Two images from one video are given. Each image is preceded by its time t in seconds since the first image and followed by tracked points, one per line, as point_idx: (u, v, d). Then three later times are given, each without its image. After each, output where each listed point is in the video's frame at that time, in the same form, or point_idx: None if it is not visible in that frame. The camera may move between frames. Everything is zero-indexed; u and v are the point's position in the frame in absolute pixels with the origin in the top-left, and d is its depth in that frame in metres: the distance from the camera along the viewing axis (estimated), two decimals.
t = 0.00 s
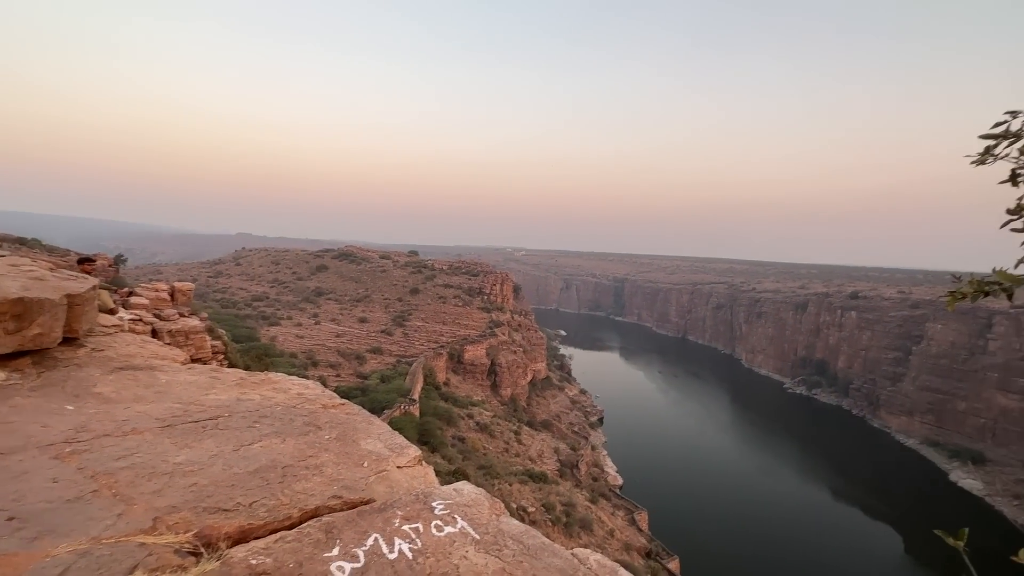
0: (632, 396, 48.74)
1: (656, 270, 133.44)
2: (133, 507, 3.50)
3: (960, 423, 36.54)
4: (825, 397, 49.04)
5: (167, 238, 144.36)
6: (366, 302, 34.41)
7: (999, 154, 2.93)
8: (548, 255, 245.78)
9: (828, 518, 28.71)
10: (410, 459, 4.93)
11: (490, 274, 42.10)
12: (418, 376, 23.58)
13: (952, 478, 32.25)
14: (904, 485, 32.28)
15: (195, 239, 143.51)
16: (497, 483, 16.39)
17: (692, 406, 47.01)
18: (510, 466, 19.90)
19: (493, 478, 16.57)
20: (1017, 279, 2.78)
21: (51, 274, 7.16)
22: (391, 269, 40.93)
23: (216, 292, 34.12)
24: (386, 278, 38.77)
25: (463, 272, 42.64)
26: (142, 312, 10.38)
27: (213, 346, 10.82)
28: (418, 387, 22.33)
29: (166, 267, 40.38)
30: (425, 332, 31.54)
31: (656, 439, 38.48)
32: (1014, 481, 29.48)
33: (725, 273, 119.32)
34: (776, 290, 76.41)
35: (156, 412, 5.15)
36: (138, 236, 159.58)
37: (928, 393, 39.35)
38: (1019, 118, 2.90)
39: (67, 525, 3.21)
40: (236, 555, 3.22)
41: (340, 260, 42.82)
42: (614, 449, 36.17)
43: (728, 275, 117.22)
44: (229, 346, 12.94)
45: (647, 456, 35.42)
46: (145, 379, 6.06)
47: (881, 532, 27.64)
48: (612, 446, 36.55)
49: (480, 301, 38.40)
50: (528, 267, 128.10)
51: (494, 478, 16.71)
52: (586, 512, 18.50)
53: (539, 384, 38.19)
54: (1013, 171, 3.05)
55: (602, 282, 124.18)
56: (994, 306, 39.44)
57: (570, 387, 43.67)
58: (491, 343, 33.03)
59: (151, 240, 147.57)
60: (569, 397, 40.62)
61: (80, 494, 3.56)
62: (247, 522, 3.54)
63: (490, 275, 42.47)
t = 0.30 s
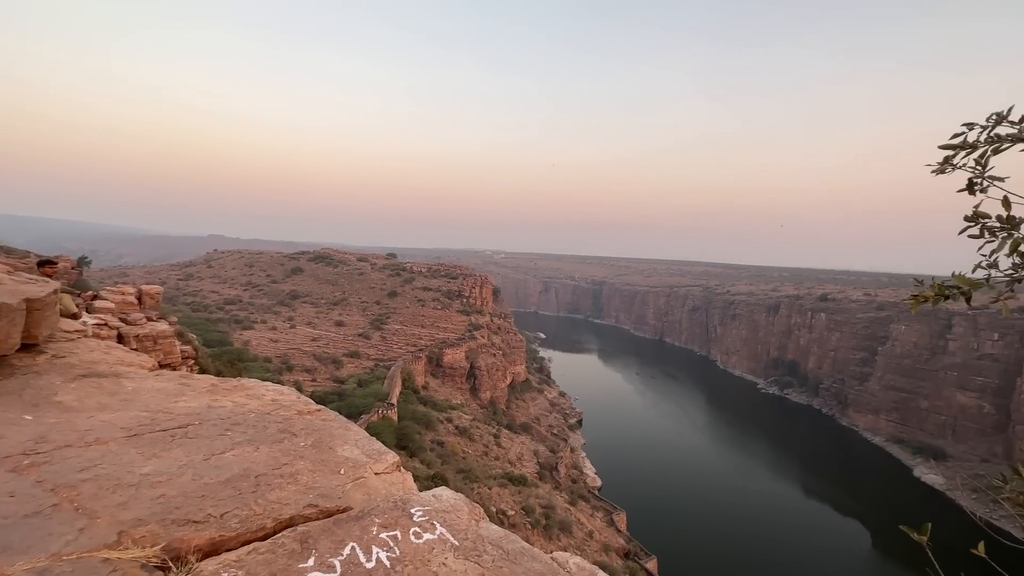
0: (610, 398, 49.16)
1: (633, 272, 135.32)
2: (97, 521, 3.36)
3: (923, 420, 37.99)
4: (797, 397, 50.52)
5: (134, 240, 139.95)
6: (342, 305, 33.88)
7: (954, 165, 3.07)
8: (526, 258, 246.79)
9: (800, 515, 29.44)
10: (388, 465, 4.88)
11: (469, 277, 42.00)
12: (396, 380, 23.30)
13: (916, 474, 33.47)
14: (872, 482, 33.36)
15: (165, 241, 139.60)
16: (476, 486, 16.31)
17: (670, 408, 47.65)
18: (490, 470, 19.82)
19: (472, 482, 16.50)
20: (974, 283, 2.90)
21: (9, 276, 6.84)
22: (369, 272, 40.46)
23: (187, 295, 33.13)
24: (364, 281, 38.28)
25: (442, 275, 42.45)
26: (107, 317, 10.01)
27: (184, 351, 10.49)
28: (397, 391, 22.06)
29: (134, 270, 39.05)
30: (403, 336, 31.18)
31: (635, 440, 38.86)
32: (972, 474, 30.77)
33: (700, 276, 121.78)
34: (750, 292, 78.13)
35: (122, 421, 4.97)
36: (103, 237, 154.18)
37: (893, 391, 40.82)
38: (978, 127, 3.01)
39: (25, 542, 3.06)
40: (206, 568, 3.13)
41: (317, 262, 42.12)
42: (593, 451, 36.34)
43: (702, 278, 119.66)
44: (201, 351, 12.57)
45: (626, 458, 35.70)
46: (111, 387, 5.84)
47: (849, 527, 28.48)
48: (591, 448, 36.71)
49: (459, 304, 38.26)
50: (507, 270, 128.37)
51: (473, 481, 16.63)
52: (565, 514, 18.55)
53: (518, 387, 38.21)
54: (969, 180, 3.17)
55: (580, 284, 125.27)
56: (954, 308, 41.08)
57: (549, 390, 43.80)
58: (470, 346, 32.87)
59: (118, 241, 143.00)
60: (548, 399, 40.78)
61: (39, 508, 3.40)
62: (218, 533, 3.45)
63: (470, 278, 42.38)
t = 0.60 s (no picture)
0: (586, 398, 49.54)
1: (607, 273, 137.13)
2: (46, 537, 3.19)
3: (883, 415, 39.58)
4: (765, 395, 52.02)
5: (94, 240, 134.38)
6: (315, 308, 33.18)
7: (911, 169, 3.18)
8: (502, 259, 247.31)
9: (769, 509, 30.25)
10: (359, 470, 4.78)
11: (445, 279, 41.77)
12: (370, 383, 22.90)
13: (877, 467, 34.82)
14: (836, 476, 34.53)
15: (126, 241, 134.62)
16: (452, 489, 16.18)
17: (644, 407, 48.30)
18: (466, 472, 19.69)
19: (448, 485, 16.37)
20: (929, 284, 3.03)
21: None
22: (343, 273, 39.81)
23: (150, 298, 31.89)
24: (338, 282, 37.63)
25: (417, 277, 42.06)
26: (63, 320, 9.53)
27: (146, 355, 10.07)
28: (371, 394, 21.69)
29: (92, 271, 37.36)
30: (377, 338, 30.65)
31: (610, 440, 39.21)
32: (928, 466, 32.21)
33: (672, 276, 124.36)
34: (721, 292, 79.96)
35: (77, 429, 4.74)
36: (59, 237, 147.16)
37: (856, 388, 42.43)
38: (931, 134, 3.13)
39: None
40: None
41: (288, 263, 41.19)
42: (569, 451, 36.50)
43: (674, 279, 122.20)
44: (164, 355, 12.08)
45: (601, 457, 35.98)
46: (64, 394, 5.55)
47: (815, 520, 29.41)
48: (568, 448, 36.86)
49: (434, 306, 37.96)
50: (483, 272, 128.34)
51: (449, 484, 16.50)
52: (541, 514, 18.59)
53: (494, 388, 38.13)
54: (924, 185, 3.30)
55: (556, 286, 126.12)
56: (911, 307, 42.92)
57: (525, 391, 43.84)
58: (446, 348, 32.59)
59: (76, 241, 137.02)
60: (524, 401, 40.82)
61: None
62: (179, 545, 3.32)
63: (445, 280, 42.16)
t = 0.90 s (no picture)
0: (556, 398, 49.89)
1: (575, 274, 138.84)
2: None
3: (836, 408, 41.51)
4: (728, 391, 53.75)
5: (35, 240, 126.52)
6: (278, 310, 32.16)
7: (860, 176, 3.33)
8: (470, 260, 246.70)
9: (731, 503, 31.20)
10: (323, 476, 4.66)
11: (413, 280, 41.29)
12: (336, 386, 22.34)
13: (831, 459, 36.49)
14: (794, 468, 35.96)
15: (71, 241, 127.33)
16: (420, 492, 15.99)
17: (612, 405, 49.06)
18: (435, 475, 19.48)
19: (417, 488, 16.18)
20: (877, 283, 3.18)
21: None
22: (307, 274, 38.81)
23: (98, 300, 30.22)
24: (302, 283, 36.64)
25: (384, 278, 41.40)
26: None
27: (93, 361, 9.53)
28: (336, 398, 21.15)
29: (33, 272, 35.11)
30: (343, 341, 29.94)
31: (579, 438, 39.58)
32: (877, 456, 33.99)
33: (637, 277, 127.01)
34: (685, 292, 81.90)
35: (13, 441, 4.43)
36: None
37: (811, 383, 44.36)
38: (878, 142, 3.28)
39: None
40: None
41: (249, 263, 39.82)
42: (539, 451, 36.61)
43: (640, 279, 124.85)
44: (113, 360, 11.45)
45: (571, 456, 36.28)
46: None
47: (775, 511, 30.53)
48: (537, 448, 36.98)
49: (402, 307, 37.45)
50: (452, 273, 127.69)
51: (418, 487, 16.31)
52: (511, 514, 18.60)
53: (463, 390, 37.91)
54: (871, 189, 3.46)
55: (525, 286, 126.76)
56: (861, 305, 45.07)
57: (495, 392, 43.79)
58: (414, 349, 32.18)
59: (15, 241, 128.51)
60: (493, 402, 40.76)
61: None
62: (126, 563, 3.14)
63: (413, 281, 41.69)
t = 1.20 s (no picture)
0: (525, 396, 50.07)
1: (543, 272, 139.75)
2: None
3: (792, 399, 43.37)
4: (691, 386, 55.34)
5: None
6: (237, 310, 30.98)
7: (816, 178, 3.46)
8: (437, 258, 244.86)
9: (695, 494, 32.15)
10: (288, 483, 4.53)
11: (380, 279, 40.59)
12: (300, 388, 21.71)
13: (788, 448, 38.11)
14: (754, 458, 37.37)
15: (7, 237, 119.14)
16: (389, 494, 15.77)
17: (580, 402, 49.66)
18: (403, 476, 19.23)
19: (385, 489, 15.96)
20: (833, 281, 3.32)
21: None
22: (269, 273, 37.57)
23: (39, 301, 28.35)
24: (263, 282, 35.44)
25: (350, 277, 40.53)
26: None
27: (35, 367, 8.93)
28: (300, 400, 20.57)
29: None
30: (307, 341, 29.11)
31: (549, 436, 39.89)
32: (829, 444, 35.71)
33: (604, 275, 129.07)
34: (650, 290, 83.72)
35: None
36: None
37: (769, 376, 46.18)
38: (833, 146, 3.41)
39: None
40: None
41: (205, 262, 38.20)
42: (508, 449, 36.68)
43: (606, 277, 126.91)
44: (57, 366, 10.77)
45: (540, 453, 36.54)
46: None
47: (736, 501, 31.62)
48: (507, 447, 37.04)
49: (369, 306, 36.77)
50: (419, 271, 126.33)
51: (386, 488, 16.09)
52: (481, 513, 18.57)
53: (431, 389, 37.55)
54: (826, 192, 3.60)
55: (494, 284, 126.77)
56: (814, 301, 47.11)
57: (464, 391, 43.59)
58: (382, 349, 31.63)
59: None
60: (462, 401, 40.58)
61: None
62: None
63: (380, 279, 40.99)
